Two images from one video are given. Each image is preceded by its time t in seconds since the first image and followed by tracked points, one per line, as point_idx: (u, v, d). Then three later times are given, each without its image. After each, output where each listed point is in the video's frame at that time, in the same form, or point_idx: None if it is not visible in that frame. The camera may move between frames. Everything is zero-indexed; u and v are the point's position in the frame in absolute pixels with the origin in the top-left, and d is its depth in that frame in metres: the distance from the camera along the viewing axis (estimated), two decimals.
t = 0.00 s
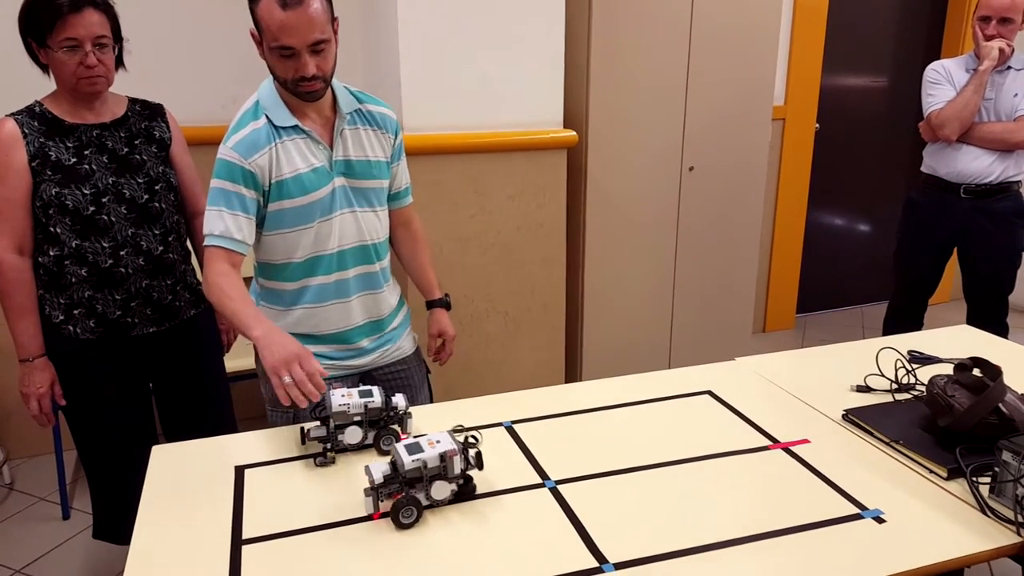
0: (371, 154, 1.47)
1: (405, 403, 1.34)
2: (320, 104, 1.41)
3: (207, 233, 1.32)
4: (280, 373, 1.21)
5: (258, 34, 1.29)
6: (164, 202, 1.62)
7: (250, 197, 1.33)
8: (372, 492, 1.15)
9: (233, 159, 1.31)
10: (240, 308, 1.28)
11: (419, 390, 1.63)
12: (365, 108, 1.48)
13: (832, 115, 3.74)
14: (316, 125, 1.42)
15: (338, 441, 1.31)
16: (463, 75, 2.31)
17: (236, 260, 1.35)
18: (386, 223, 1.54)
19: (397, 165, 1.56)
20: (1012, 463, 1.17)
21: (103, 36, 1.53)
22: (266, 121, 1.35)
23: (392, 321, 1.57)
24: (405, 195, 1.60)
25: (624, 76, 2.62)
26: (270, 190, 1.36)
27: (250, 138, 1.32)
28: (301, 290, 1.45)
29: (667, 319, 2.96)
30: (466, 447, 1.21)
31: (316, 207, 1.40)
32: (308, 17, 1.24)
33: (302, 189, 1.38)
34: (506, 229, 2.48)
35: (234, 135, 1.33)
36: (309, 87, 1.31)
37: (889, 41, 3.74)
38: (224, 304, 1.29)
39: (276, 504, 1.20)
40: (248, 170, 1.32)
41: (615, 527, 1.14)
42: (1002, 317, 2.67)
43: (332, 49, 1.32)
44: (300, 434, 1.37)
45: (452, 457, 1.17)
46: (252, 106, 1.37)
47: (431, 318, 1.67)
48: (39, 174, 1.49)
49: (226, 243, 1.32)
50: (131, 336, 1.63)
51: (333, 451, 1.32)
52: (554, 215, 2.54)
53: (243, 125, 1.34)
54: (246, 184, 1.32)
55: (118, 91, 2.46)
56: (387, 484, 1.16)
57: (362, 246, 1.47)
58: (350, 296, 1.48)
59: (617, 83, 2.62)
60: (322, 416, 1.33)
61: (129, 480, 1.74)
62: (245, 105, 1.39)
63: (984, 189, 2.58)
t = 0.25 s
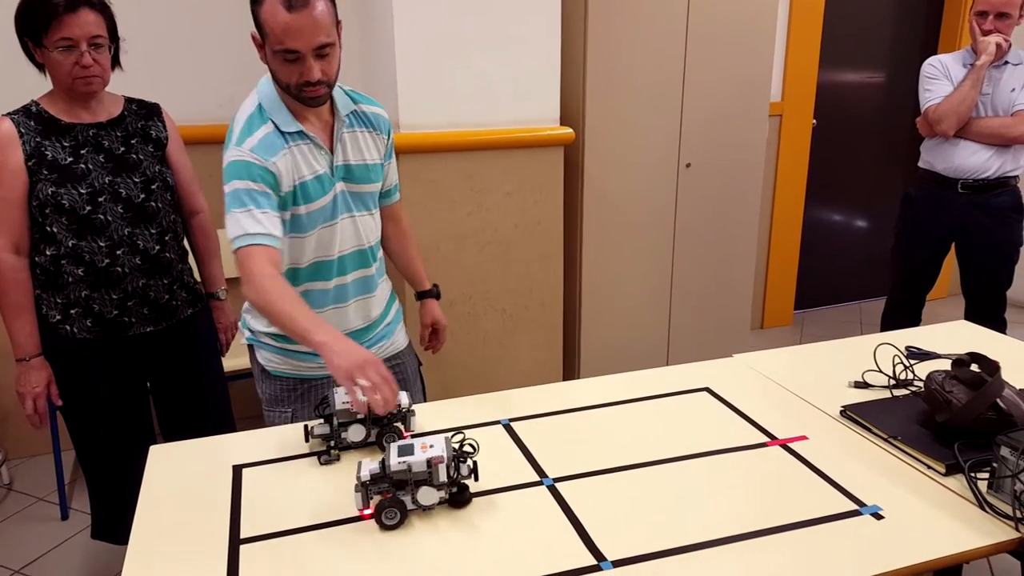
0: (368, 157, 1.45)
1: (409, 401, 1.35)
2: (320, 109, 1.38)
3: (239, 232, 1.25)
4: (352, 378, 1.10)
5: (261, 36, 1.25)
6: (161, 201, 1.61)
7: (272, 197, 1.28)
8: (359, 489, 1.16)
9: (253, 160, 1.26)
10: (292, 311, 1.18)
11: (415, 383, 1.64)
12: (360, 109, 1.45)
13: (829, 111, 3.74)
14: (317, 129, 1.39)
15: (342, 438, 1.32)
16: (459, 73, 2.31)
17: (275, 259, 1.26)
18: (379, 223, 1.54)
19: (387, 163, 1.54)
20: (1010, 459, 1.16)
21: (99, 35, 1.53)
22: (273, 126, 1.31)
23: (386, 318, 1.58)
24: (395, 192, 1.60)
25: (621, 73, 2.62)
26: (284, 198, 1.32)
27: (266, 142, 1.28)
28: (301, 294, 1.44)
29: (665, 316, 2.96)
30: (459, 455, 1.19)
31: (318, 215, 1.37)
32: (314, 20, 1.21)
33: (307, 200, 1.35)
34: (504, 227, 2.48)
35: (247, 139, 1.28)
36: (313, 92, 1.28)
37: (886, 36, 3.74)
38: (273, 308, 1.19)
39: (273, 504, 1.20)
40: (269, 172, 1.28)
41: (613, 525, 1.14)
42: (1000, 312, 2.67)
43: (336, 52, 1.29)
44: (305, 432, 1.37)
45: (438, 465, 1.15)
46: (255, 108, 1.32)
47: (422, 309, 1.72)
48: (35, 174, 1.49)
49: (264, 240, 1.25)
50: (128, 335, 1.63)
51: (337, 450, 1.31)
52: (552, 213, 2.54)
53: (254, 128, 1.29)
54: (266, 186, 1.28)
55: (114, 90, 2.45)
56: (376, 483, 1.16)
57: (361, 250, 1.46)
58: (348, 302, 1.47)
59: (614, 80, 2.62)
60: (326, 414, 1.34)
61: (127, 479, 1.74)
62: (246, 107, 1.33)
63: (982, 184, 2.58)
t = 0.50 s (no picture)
0: (372, 164, 1.44)
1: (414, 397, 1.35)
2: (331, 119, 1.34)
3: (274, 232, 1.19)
4: (393, 403, 1.11)
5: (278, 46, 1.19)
6: (161, 200, 1.61)
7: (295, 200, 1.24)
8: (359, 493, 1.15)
9: (279, 161, 1.23)
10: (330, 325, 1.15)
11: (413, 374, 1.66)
12: (364, 114, 1.45)
13: (829, 109, 3.74)
14: (328, 138, 1.35)
15: (349, 437, 1.32)
16: (459, 71, 2.30)
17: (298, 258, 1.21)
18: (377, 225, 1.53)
19: (384, 166, 1.53)
20: (1010, 457, 1.16)
21: (98, 35, 1.52)
22: (292, 135, 1.26)
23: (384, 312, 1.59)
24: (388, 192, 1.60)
25: (620, 71, 2.62)
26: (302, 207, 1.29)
27: (294, 148, 1.26)
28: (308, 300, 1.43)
29: (665, 314, 2.96)
30: (451, 446, 1.21)
31: (327, 225, 1.36)
32: (336, 33, 1.15)
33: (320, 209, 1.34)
34: (503, 226, 2.48)
35: (274, 143, 1.24)
36: (331, 106, 1.22)
37: (885, 34, 3.73)
38: (308, 317, 1.15)
39: (274, 503, 1.20)
40: (298, 177, 1.25)
41: (613, 524, 1.14)
42: (1000, 310, 2.67)
43: (355, 66, 1.24)
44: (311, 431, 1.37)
45: (438, 456, 1.17)
46: (272, 115, 1.26)
47: (411, 301, 1.74)
48: (35, 173, 1.49)
49: (281, 238, 1.19)
50: (128, 335, 1.63)
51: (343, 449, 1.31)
52: (551, 211, 2.54)
53: (276, 134, 1.25)
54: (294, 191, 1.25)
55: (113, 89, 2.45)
56: (372, 484, 1.16)
57: (363, 255, 1.46)
58: (350, 305, 1.47)
59: (614, 79, 2.61)
60: (331, 413, 1.33)
61: (127, 478, 1.74)
62: (260, 114, 1.28)
63: (981, 182, 2.58)
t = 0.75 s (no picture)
0: (375, 167, 1.44)
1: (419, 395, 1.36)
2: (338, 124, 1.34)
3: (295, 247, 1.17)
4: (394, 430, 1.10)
5: (289, 51, 1.18)
6: (161, 199, 1.61)
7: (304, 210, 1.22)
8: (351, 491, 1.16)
9: (291, 172, 1.21)
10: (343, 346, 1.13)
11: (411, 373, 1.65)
12: (368, 116, 1.45)
13: (829, 107, 3.73)
14: (334, 143, 1.35)
15: (354, 434, 1.32)
16: (459, 70, 2.30)
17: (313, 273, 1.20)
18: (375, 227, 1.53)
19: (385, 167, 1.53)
20: (1009, 456, 1.16)
21: (99, 33, 1.52)
22: (302, 140, 1.26)
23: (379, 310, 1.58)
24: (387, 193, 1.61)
25: (620, 69, 2.61)
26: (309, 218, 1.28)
27: (304, 157, 1.25)
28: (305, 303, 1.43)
29: (664, 312, 2.96)
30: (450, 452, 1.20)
31: (329, 232, 1.35)
32: (348, 42, 1.15)
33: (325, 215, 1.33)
34: (503, 224, 2.48)
35: (286, 151, 1.23)
36: (338, 113, 1.22)
37: (885, 32, 3.73)
38: (323, 337, 1.13)
39: (274, 501, 1.20)
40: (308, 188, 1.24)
41: (613, 522, 1.14)
42: (1000, 309, 2.67)
43: (365, 75, 1.23)
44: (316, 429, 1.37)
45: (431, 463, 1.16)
46: (282, 119, 1.25)
47: (402, 300, 1.74)
48: (35, 171, 1.48)
49: (296, 254, 1.17)
50: (128, 333, 1.63)
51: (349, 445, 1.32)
52: (551, 209, 2.54)
53: (287, 142, 1.24)
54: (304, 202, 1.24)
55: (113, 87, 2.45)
56: (367, 483, 1.17)
57: (361, 259, 1.46)
58: (347, 308, 1.47)
59: (614, 77, 2.61)
60: (338, 410, 1.34)
61: (127, 476, 1.74)
62: (269, 117, 1.27)
63: (981, 181, 2.58)
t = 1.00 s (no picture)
0: (374, 169, 1.43)
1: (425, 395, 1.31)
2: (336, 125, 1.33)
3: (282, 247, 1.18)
4: (385, 425, 1.12)
5: (284, 53, 1.18)
6: (161, 199, 1.61)
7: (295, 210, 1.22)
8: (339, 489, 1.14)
9: (286, 173, 1.22)
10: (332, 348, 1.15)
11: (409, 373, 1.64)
12: (368, 117, 1.44)
13: (829, 106, 3.73)
14: (331, 145, 1.34)
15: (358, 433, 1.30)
16: (459, 69, 2.30)
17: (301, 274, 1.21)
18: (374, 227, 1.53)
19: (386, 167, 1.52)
20: (1009, 454, 1.17)
21: (99, 33, 1.52)
22: (297, 143, 1.26)
23: (376, 311, 1.58)
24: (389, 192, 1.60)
25: (620, 68, 2.61)
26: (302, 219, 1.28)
27: (298, 159, 1.25)
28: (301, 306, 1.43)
29: (664, 311, 2.96)
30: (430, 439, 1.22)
31: (325, 234, 1.35)
32: (342, 45, 1.15)
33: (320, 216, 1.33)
34: (503, 223, 2.48)
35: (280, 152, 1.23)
36: (332, 116, 1.21)
37: (885, 31, 3.73)
38: (309, 338, 1.15)
39: (273, 501, 1.20)
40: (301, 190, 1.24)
41: (612, 521, 1.14)
42: (999, 308, 2.67)
43: (361, 78, 1.23)
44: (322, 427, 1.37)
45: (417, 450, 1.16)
46: (278, 120, 1.25)
47: (409, 299, 1.73)
48: (35, 171, 1.48)
49: (285, 252, 1.18)
50: (128, 333, 1.63)
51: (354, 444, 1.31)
52: (551, 209, 2.54)
53: (283, 143, 1.24)
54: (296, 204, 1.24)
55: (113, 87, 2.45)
56: (351, 480, 1.15)
57: (357, 261, 1.45)
58: (344, 310, 1.47)
59: (613, 76, 2.61)
60: (343, 409, 1.32)
61: (127, 477, 1.74)
62: (265, 117, 1.27)
63: (981, 179, 2.58)
